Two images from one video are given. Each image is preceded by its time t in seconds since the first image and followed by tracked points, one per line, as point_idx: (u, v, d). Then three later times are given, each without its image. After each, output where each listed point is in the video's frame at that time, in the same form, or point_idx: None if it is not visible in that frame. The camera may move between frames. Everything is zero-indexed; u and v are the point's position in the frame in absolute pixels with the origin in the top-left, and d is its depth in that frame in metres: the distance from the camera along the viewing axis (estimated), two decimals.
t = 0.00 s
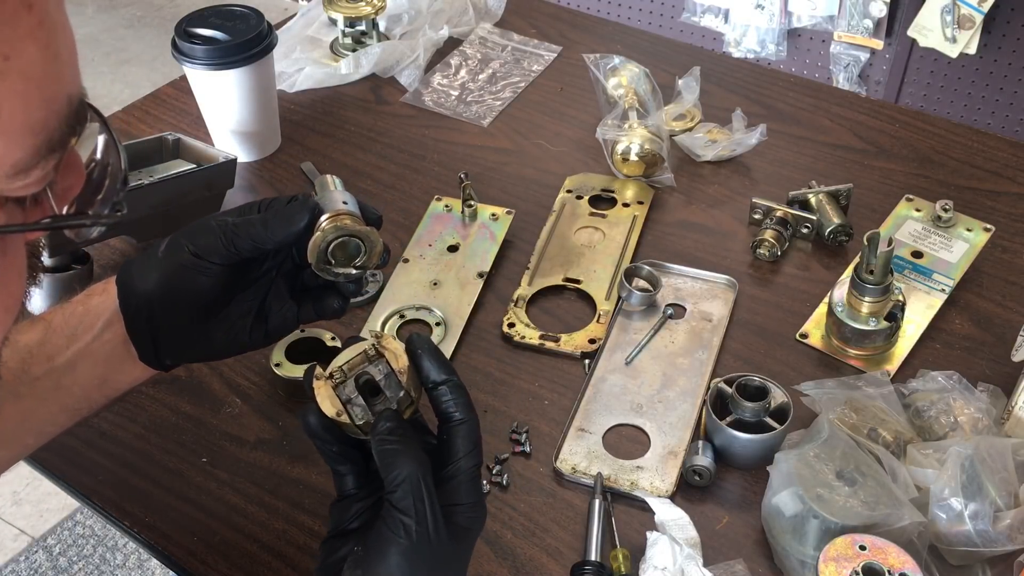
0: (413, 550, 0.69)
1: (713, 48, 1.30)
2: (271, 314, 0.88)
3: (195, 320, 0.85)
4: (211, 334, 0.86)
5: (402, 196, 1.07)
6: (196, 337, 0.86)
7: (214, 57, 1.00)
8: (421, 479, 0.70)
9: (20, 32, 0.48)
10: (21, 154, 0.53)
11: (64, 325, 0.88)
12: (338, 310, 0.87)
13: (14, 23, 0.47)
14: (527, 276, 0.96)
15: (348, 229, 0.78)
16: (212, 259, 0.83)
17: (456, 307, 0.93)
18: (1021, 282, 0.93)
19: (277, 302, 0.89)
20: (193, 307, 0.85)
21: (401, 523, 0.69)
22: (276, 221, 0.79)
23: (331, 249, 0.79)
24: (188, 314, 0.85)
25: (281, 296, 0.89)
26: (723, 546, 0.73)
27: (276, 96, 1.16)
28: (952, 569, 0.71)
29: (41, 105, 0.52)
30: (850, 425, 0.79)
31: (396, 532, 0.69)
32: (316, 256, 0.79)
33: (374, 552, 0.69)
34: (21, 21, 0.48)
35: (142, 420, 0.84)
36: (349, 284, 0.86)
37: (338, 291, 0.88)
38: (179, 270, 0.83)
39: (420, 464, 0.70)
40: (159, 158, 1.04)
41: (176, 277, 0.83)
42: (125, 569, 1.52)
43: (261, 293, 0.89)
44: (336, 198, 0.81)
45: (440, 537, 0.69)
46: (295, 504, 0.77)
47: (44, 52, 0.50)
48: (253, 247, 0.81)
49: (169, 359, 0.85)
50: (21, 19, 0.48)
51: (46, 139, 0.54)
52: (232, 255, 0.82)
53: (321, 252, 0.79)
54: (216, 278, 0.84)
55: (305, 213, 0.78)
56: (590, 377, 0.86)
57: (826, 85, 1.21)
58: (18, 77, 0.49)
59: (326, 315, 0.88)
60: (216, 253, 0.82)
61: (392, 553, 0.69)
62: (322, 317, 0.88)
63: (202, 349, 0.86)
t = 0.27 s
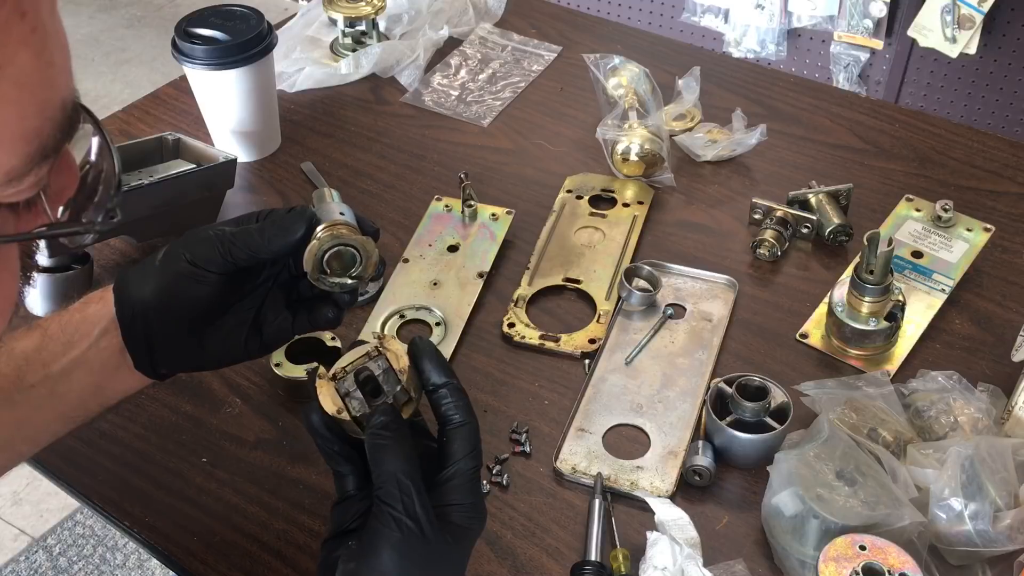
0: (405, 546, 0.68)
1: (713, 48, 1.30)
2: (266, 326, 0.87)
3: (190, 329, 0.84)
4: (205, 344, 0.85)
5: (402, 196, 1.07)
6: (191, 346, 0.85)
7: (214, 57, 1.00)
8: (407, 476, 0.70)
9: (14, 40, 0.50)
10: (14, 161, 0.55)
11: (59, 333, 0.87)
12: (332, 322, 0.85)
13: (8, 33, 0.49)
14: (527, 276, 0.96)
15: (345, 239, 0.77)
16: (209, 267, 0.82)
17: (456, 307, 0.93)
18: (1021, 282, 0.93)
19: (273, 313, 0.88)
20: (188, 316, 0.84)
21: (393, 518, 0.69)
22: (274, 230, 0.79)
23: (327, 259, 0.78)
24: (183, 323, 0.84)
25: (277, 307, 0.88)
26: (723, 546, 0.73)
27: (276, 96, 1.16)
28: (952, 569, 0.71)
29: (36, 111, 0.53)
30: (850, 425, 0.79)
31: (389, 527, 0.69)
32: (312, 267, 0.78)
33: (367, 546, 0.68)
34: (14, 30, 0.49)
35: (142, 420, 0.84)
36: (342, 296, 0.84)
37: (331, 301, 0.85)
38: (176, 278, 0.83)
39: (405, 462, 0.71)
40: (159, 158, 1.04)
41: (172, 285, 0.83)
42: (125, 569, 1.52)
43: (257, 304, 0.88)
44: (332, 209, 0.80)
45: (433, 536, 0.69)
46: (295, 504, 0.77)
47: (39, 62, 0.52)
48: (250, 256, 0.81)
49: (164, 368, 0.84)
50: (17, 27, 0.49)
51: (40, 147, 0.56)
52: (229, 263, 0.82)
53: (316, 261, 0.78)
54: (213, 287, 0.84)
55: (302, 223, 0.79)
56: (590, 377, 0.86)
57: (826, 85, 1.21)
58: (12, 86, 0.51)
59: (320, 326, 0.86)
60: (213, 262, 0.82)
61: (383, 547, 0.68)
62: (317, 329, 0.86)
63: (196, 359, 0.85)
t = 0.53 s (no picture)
0: (409, 540, 0.69)
1: (713, 47, 1.30)
2: (266, 331, 0.86)
3: (189, 333, 0.85)
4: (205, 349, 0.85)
5: (402, 196, 1.07)
6: (191, 351, 0.85)
7: (214, 57, 1.00)
8: (417, 471, 0.70)
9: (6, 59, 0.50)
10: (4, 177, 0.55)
11: (59, 338, 0.87)
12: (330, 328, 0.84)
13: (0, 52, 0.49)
14: (527, 276, 0.96)
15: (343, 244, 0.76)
16: (208, 272, 0.83)
17: (456, 307, 0.93)
18: (1021, 282, 0.93)
19: (273, 318, 0.87)
20: (188, 320, 0.84)
21: (396, 513, 0.70)
22: (272, 235, 0.79)
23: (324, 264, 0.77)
24: (183, 328, 0.84)
25: (277, 313, 0.88)
26: (723, 546, 0.72)
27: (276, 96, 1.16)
28: (952, 569, 0.71)
29: (26, 125, 0.54)
30: (850, 425, 0.79)
31: (393, 521, 0.69)
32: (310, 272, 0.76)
33: (370, 541, 0.69)
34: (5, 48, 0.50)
35: (142, 420, 0.84)
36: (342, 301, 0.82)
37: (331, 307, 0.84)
38: (175, 283, 0.83)
39: (418, 456, 0.71)
40: (159, 158, 1.04)
41: (172, 289, 0.83)
42: (125, 569, 1.52)
43: (257, 310, 0.88)
44: (332, 215, 0.79)
45: (435, 531, 0.70)
46: (295, 504, 0.77)
47: (32, 79, 0.52)
48: (249, 261, 0.81)
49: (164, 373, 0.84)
50: (9, 46, 0.50)
51: (31, 161, 0.57)
52: (228, 268, 0.82)
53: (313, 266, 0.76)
54: (212, 291, 0.84)
55: (301, 228, 0.79)
56: (590, 377, 0.86)
57: (826, 85, 1.21)
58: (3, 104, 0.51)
59: (318, 331, 0.85)
60: (212, 267, 0.82)
61: (388, 541, 0.69)
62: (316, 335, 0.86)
63: (196, 364, 0.85)
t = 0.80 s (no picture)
0: (404, 539, 0.69)
1: (713, 47, 1.30)
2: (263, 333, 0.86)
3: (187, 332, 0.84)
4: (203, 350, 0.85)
5: (402, 196, 1.07)
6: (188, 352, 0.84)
7: (214, 57, 1.00)
8: (411, 469, 0.70)
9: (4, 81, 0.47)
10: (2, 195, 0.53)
11: (60, 336, 0.86)
12: (324, 330, 0.83)
13: None
14: (527, 276, 0.96)
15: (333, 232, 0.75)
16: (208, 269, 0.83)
17: (456, 307, 0.93)
18: (1021, 282, 0.93)
19: (270, 322, 0.87)
20: (187, 320, 0.84)
21: (392, 510, 0.70)
22: (271, 231, 0.80)
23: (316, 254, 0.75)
24: (182, 327, 0.84)
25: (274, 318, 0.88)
26: (723, 546, 0.73)
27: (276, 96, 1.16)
28: (952, 569, 0.71)
29: (29, 144, 0.52)
30: (850, 426, 0.79)
31: (388, 519, 0.69)
32: (302, 263, 0.75)
33: (367, 538, 0.69)
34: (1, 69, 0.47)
35: (142, 420, 0.84)
36: (336, 296, 0.81)
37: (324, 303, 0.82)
38: (175, 281, 0.83)
39: (411, 455, 0.71)
40: (159, 158, 1.04)
41: (172, 287, 0.83)
42: (125, 569, 1.52)
43: (255, 312, 0.88)
44: (331, 212, 0.81)
45: (432, 529, 0.69)
46: (295, 504, 0.77)
47: (32, 97, 0.50)
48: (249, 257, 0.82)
49: (160, 372, 0.83)
50: (11, 71, 0.47)
51: (30, 176, 0.55)
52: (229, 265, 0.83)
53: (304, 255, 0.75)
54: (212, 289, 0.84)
55: (298, 222, 0.79)
56: (590, 377, 0.86)
57: (826, 85, 1.21)
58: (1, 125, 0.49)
59: (314, 334, 0.84)
60: (213, 263, 0.83)
61: (383, 539, 0.69)
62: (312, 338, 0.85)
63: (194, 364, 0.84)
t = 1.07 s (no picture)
0: (403, 539, 0.69)
1: (713, 47, 1.30)
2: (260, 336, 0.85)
3: (183, 336, 0.82)
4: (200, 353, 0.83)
5: (402, 196, 1.07)
6: (186, 355, 0.82)
7: (214, 57, 1.00)
8: (410, 469, 0.70)
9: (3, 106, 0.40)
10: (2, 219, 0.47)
11: (58, 338, 0.84)
12: (318, 332, 0.82)
13: None
14: (527, 276, 0.96)
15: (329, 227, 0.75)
16: (206, 270, 0.82)
17: (456, 307, 0.93)
18: (1021, 282, 0.93)
19: (267, 325, 0.86)
20: (185, 323, 0.82)
21: (392, 510, 0.70)
22: (266, 228, 0.79)
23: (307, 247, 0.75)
24: (179, 330, 0.82)
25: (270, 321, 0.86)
26: (723, 546, 0.73)
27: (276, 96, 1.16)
28: (952, 569, 0.71)
29: (27, 169, 0.45)
30: (850, 425, 0.79)
31: (388, 517, 0.69)
32: (291, 253, 0.74)
33: (365, 538, 0.69)
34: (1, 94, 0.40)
35: (142, 420, 0.84)
36: (326, 296, 0.80)
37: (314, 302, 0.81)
38: (173, 282, 0.81)
39: (411, 454, 0.71)
40: (160, 158, 1.04)
41: (170, 289, 0.80)
42: (125, 569, 1.52)
43: (250, 316, 0.87)
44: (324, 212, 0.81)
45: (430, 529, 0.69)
46: (295, 504, 0.77)
47: (32, 119, 0.43)
48: (246, 256, 0.80)
49: (157, 377, 0.81)
50: (8, 95, 0.40)
51: (28, 196, 0.47)
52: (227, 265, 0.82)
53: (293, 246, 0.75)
54: (209, 291, 0.82)
55: (291, 217, 0.78)
56: (590, 377, 0.86)
57: (825, 86, 1.21)
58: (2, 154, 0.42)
59: (309, 337, 0.83)
60: (210, 264, 0.82)
61: (382, 537, 0.68)
62: (308, 342, 0.84)
63: (191, 368, 0.82)
